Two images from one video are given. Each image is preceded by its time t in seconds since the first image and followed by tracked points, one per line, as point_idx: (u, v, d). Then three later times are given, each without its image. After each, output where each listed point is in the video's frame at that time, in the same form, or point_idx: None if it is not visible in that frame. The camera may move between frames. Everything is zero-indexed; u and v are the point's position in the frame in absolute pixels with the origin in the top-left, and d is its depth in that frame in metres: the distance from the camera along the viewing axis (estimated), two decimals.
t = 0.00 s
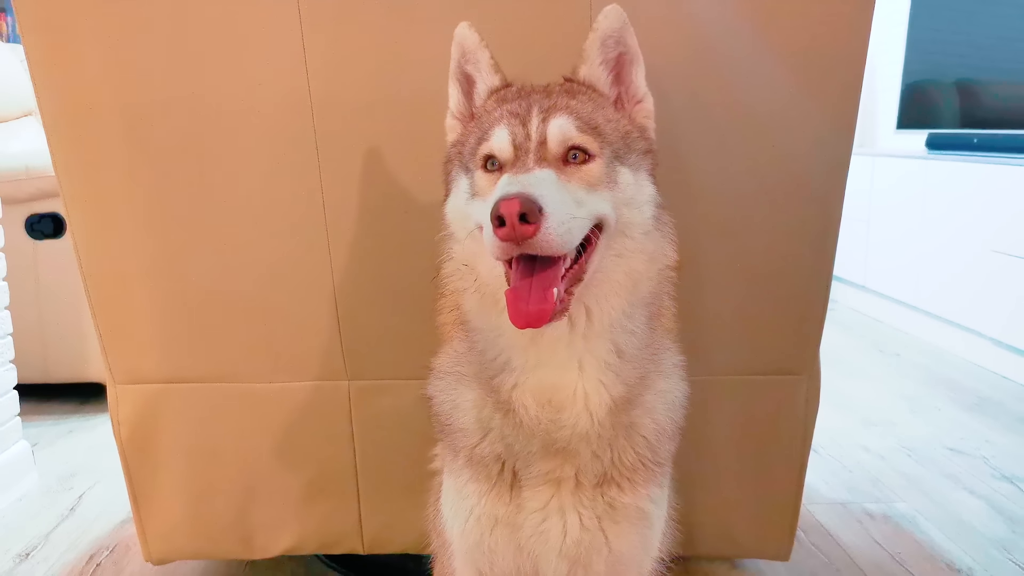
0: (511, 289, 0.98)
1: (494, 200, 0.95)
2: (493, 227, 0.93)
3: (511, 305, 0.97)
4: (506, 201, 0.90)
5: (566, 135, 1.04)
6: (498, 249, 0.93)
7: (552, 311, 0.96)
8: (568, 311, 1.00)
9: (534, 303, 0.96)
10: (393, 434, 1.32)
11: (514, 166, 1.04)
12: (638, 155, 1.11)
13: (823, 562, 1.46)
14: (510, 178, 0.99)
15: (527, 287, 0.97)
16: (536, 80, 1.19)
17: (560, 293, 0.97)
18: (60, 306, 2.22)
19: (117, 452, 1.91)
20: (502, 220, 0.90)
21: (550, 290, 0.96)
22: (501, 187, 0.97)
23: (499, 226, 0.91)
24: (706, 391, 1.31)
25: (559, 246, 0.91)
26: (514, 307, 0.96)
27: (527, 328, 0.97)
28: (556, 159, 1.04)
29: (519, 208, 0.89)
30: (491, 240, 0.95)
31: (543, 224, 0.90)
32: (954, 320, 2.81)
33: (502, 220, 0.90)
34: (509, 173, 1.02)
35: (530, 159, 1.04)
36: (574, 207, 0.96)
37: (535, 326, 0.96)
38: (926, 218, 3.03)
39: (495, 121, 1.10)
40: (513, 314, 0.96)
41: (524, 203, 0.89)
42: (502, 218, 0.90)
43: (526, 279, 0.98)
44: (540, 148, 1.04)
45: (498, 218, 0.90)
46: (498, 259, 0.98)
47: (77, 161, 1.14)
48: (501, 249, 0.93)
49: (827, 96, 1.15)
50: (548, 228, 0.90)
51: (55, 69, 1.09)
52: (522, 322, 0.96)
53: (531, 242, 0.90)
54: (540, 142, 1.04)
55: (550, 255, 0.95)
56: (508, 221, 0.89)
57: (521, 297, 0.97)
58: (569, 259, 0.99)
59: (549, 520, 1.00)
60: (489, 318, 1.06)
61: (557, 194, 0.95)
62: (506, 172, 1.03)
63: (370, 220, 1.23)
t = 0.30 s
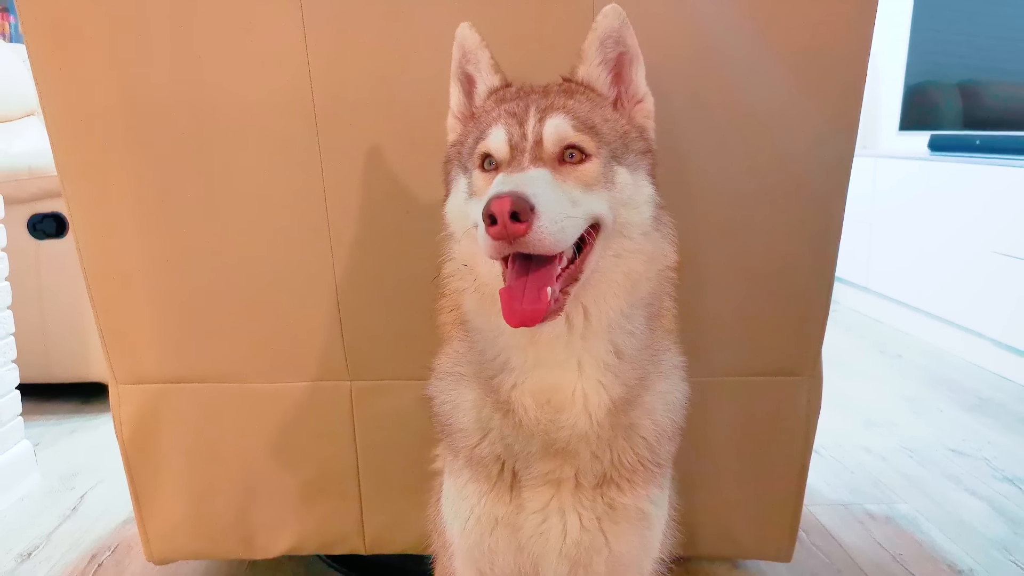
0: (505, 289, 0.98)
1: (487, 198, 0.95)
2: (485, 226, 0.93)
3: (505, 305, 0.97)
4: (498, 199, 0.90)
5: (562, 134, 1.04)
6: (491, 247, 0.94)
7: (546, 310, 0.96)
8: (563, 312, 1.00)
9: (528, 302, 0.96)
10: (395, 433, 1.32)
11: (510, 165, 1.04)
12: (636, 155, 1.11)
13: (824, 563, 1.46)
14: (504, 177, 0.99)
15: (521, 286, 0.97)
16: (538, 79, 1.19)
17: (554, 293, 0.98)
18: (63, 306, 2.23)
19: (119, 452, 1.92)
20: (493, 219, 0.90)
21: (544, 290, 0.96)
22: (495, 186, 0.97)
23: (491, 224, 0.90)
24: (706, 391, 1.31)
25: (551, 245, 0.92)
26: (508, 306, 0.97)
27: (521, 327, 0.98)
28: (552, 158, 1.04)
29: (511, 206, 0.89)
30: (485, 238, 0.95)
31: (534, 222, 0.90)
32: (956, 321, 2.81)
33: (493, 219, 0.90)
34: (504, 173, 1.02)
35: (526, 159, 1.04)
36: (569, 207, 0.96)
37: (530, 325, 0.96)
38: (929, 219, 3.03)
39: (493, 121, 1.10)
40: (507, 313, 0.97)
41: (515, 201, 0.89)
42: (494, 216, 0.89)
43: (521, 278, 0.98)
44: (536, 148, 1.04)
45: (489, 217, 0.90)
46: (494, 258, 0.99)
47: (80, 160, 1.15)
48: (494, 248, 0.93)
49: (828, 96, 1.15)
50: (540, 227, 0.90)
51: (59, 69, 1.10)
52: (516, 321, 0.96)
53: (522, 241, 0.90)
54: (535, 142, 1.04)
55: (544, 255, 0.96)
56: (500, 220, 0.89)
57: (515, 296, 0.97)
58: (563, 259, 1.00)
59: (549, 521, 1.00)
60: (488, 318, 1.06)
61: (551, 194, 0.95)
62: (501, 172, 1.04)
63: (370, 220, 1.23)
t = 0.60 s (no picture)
0: (503, 287, 0.98)
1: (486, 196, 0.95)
2: (483, 224, 0.94)
3: (502, 303, 0.98)
4: (495, 198, 0.90)
5: (562, 134, 1.04)
6: (489, 245, 0.94)
7: (543, 310, 0.96)
8: (562, 311, 1.00)
9: (525, 301, 0.96)
10: (397, 435, 1.32)
11: (509, 165, 1.04)
12: (636, 156, 1.11)
13: (826, 565, 1.46)
14: (502, 176, 0.99)
15: (520, 285, 0.97)
16: (538, 80, 1.19)
17: (552, 292, 0.98)
18: (64, 308, 2.23)
19: (121, 454, 1.92)
20: (491, 217, 0.90)
21: (542, 290, 0.97)
22: (494, 185, 0.97)
23: (489, 222, 0.91)
24: (708, 393, 1.31)
25: (547, 245, 0.92)
26: (506, 305, 0.97)
27: (518, 326, 0.98)
28: (551, 157, 1.04)
29: (507, 205, 0.89)
30: (484, 236, 0.95)
31: (532, 221, 0.90)
32: (958, 323, 2.81)
33: (491, 217, 0.90)
34: (502, 172, 1.03)
35: (525, 159, 1.04)
36: (568, 206, 0.96)
37: (527, 324, 0.96)
38: (932, 221, 3.03)
39: (493, 122, 1.10)
40: (504, 311, 0.97)
41: (512, 199, 0.89)
42: (491, 214, 0.90)
43: (520, 277, 0.98)
44: (535, 147, 1.04)
45: (487, 215, 0.90)
46: (493, 257, 0.99)
47: (83, 162, 1.15)
48: (492, 246, 0.94)
49: (830, 97, 1.15)
50: (538, 226, 0.90)
51: (61, 72, 1.10)
52: (513, 320, 0.96)
53: (519, 240, 0.90)
54: (535, 142, 1.04)
55: (543, 254, 0.96)
56: (497, 218, 0.89)
57: (512, 294, 0.97)
58: (562, 259, 1.00)
59: (551, 523, 1.00)
60: (489, 320, 1.06)
61: (549, 193, 0.95)
62: (500, 172, 1.04)
63: (371, 221, 1.23)
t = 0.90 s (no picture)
0: (503, 286, 0.99)
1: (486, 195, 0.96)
2: (483, 224, 0.94)
3: (502, 302, 0.98)
4: (495, 197, 0.90)
5: (563, 135, 1.04)
6: (489, 245, 0.94)
7: (544, 309, 0.96)
8: (563, 311, 1.00)
9: (525, 301, 0.96)
10: (397, 436, 1.32)
11: (509, 165, 1.04)
12: (637, 156, 1.11)
13: (826, 566, 1.46)
14: (502, 176, 0.99)
15: (520, 284, 0.98)
16: (539, 80, 1.19)
17: (552, 292, 0.98)
18: (64, 308, 2.23)
19: (121, 454, 1.92)
20: (491, 216, 0.90)
21: (542, 289, 0.97)
22: (494, 185, 0.97)
23: (489, 221, 0.91)
24: (708, 394, 1.31)
25: (548, 244, 0.92)
26: (505, 304, 0.97)
27: (518, 326, 0.98)
28: (551, 157, 1.04)
29: (508, 204, 0.89)
30: (483, 236, 0.95)
31: (532, 220, 0.90)
32: (957, 323, 2.81)
33: (491, 216, 0.90)
34: (502, 172, 1.03)
35: (525, 158, 1.04)
36: (568, 206, 0.96)
37: (527, 324, 0.96)
38: (932, 221, 3.03)
39: (493, 122, 1.10)
40: (504, 310, 0.97)
41: (513, 198, 0.89)
42: (492, 213, 0.90)
43: (519, 276, 0.98)
44: (535, 147, 1.04)
45: (487, 214, 0.91)
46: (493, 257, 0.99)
47: (83, 163, 1.15)
48: (492, 245, 0.94)
49: (829, 98, 1.15)
50: (538, 225, 0.91)
51: (62, 72, 1.10)
52: (513, 319, 0.96)
53: (520, 239, 0.90)
54: (535, 141, 1.04)
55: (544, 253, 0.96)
56: (497, 217, 0.89)
57: (512, 294, 0.97)
58: (563, 259, 1.00)
59: (551, 524, 1.00)
60: (488, 320, 1.06)
61: (549, 192, 0.95)
62: (499, 171, 1.04)
63: (371, 220, 1.23)
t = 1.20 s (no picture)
0: (503, 287, 0.98)
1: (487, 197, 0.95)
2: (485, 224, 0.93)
3: (503, 303, 0.97)
4: (498, 198, 0.90)
5: (563, 135, 1.04)
6: (490, 245, 0.93)
7: (545, 310, 0.96)
8: (563, 312, 1.00)
9: (526, 302, 0.96)
10: (395, 433, 1.32)
11: (509, 165, 1.04)
12: (636, 156, 1.11)
13: (824, 565, 1.46)
14: (503, 177, 0.99)
15: (521, 285, 0.97)
16: (537, 79, 1.19)
17: (553, 292, 0.98)
18: (62, 306, 2.23)
19: (118, 452, 1.92)
20: (494, 217, 0.90)
21: (543, 290, 0.96)
22: (495, 185, 0.97)
23: (491, 222, 0.90)
24: (706, 392, 1.31)
25: (551, 245, 0.92)
26: (506, 304, 0.97)
27: (519, 327, 0.98)
28: (551, 158, 1.04)
29: (511, 205, 0.88)
30: (485, 236, 0.94)
31: (534, 221, 0.90)
32: (955, 322, 2.81)
33: (494, 217, 0.90)
34: (503, 172, 1.02)
35: (525, 159, 1.03)
36: (569, 206, 0.95)
37: (528, 324, 0.96)
38: (929, 220, 3.03)
39: (492, 121, 1.10)
40: (505, 311, 0.97)
41: (515, 199, 0.89)
42: (495, 214, 0.89)
43: (520, 277, 0.97)
44: (536, 147, 1.04)
45: (490, 215, 0.90)
46: (494, 257, 0.98)
47: (80, 161, 1.15)
48: (494, 246, 0.93)
49: (827, 97, 1.15)
50: (541, 225, 0.90)
51: (59, 69, 1.10)
52: (514, 320, 0.96)
53: (523, 240, 0.90)
54: (536, 141, 1.04)
55: (545, 254, 0.95)
56: (500, 218, 0.89)
57: (513, 295, 0.97)
58: (563, 259, 0.99)
59: (548, 523, 1.00)
60: (486, 319, 1.06)
61: (550, 193, 0.95)
62: (500, 172, 1.03)
63: (369, 219, 1.23)
